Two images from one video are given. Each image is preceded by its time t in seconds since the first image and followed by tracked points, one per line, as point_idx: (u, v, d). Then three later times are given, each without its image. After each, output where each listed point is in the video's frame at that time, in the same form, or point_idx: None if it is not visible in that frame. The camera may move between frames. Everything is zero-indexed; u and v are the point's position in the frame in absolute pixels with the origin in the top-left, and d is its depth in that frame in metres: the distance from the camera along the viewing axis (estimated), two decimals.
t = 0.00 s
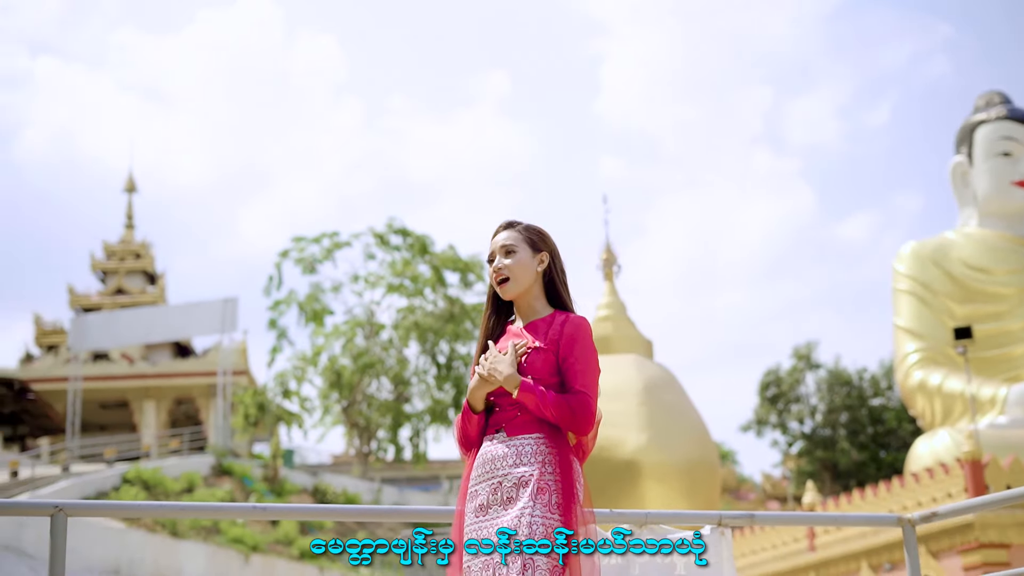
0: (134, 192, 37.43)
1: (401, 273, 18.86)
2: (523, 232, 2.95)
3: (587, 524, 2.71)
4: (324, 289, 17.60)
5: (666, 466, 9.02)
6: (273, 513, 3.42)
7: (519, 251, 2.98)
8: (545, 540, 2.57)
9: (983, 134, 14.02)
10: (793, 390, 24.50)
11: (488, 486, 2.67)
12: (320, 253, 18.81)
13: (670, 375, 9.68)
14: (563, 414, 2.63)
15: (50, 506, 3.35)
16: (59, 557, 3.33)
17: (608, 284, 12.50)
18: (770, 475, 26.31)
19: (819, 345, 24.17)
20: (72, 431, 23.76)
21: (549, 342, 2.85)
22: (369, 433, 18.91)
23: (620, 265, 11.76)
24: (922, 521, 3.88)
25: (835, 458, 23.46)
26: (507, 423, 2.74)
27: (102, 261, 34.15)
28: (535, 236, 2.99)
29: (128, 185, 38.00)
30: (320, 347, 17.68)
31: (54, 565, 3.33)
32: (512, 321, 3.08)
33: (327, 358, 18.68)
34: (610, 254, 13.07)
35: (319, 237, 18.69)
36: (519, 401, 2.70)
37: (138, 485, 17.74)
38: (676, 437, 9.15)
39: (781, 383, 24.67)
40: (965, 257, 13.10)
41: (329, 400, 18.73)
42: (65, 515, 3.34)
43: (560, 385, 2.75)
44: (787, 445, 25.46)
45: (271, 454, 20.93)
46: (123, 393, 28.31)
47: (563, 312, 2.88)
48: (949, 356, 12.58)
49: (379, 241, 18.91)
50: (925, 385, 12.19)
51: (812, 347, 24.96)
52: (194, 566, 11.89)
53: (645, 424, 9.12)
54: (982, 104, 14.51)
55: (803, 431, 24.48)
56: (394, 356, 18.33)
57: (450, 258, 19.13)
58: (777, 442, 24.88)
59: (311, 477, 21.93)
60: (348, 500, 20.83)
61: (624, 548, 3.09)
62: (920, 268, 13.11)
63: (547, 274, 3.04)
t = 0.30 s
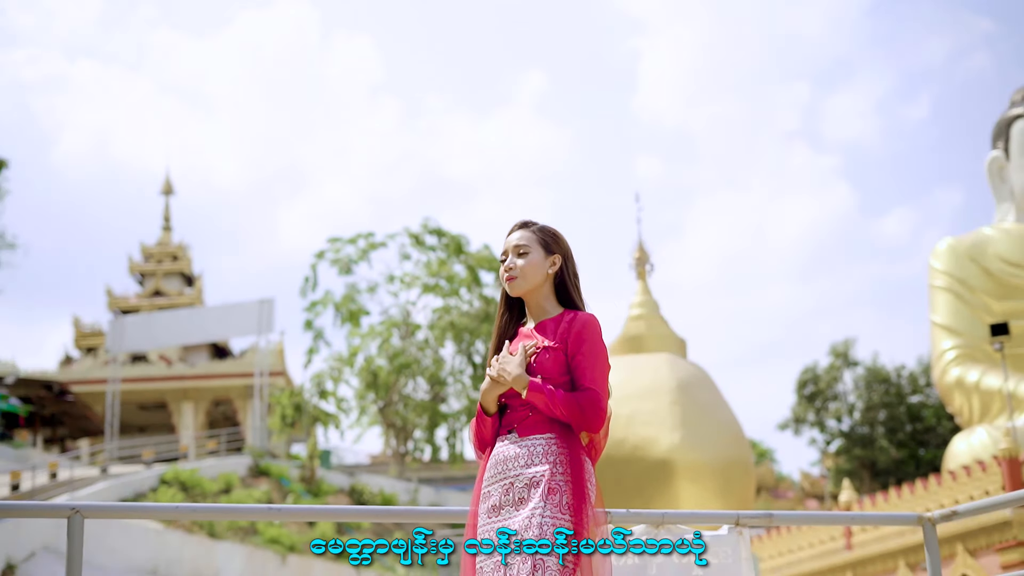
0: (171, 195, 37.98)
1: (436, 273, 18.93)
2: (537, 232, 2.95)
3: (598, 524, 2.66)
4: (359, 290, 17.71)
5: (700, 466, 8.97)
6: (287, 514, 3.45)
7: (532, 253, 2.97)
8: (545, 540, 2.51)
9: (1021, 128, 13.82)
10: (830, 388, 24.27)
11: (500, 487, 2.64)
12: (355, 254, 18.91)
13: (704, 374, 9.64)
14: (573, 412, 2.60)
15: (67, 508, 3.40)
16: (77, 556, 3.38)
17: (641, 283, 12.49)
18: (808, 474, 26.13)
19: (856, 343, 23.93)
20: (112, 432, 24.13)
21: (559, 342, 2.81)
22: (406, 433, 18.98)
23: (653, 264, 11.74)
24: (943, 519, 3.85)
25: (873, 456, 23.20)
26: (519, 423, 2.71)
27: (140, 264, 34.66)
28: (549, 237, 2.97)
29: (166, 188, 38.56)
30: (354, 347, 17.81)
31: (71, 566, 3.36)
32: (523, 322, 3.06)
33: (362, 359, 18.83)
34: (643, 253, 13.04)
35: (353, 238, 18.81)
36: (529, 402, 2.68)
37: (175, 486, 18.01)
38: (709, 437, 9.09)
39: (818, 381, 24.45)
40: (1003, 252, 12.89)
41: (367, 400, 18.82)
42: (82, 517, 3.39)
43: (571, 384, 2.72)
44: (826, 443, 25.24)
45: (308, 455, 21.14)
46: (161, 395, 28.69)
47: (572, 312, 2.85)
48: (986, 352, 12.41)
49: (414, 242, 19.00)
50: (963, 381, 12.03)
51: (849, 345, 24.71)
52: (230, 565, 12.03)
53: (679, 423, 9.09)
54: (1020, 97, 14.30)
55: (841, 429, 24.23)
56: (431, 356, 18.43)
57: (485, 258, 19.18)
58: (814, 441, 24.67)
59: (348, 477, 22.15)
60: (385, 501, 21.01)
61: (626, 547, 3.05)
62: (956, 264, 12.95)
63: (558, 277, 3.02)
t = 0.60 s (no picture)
0: (205, 198, 38.43)
1: (469, 273, 18.97)
2: (545, 240, 2.87)
3: (601, 527, 2.58)
4: (392, 290, 17.77)
5: (730, 466, 8.93)
6: (299, 518, 3.45)
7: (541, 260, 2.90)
8: (545, 539, 2.46)
9: None
10: (866, 386, 24.05)
11: (506, 491, 2.61)
12: (388, 254, 18.96)
13: (735, 372, 9.60)
14: (576, 414, 2.54)
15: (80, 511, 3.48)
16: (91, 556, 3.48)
17: (672, 282, 12.45)
18: (845, 471, 25.97)
19: (892, 340, 23.70)
20: (148, 433, 24.43)
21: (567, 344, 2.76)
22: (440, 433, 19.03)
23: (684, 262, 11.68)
24: (958, 520, 3.83)
25: (909, 454, 22.96)
26: (526, 426, 2.67)
27: (175, 266, 35.09)
28: (558, 243, 2.89)
29: (201, 190, 38.98)
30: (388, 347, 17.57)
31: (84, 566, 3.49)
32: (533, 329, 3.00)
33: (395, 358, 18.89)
34: (673, 251, 12.99)
35: (387, 239, 18.61)
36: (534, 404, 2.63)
37: (210, 487, 18.22)
38: (739, 436, 9.04)
39: (854, 378, 24.23)
40: None
41: (401, 400, 18.89)
42: (94, 520, 3.46)
43: (576, 386, 2.66)
44: (862, 441, 25.02)
45: (343, 455, 21.34)
46: (196, 396, 29.00)
47: (580, 315, 2.78)
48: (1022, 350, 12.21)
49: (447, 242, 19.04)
50: (998, 379, 11.85)
51: (885, 342, 24.47)
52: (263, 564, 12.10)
53: (709, 422, 9.04)
54: None
55: (877, 427, 24.02)
56: (465, 356, 18.45)
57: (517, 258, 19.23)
58: (850, 438, 24.47)
59: (383, 477, 22.33)
60: (419, 501, 21.13)
61: (626, 547, 2.99)
62: (991, 261, 12.77)
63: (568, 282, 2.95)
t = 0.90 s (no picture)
0: (234, 200, 38.79)
1: (498, 273, 19.01)
2: (552, 246, 2.85)
3: (603, 528, 2.53)
4: (421, 291, 17.80)
5: (757, 465, 8.87)
6: (307, 523, 3.38)
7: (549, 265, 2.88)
8: (545, 540, 2.43)
9: None
10: (897, 384, 23.84)
11: (511, 496, 2.57)
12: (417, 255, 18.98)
13: (763, 371, 9.57)
14: (579, 419, 2.49)
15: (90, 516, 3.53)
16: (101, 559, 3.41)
17: (699, 281, 12.41)
18: (876, 469, 25.85)
19: (924, 337, 23.47)
20: (179, 435, 24.66)
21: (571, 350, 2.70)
22: (470, 432, 19.08)
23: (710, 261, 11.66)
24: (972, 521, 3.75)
25: (941, 452, 22.70)
26: (531, 431, 2.63)
27: (206, 268, 35.45)
28: (566, 249, 2.87)
29: (230, 192, 39.38)
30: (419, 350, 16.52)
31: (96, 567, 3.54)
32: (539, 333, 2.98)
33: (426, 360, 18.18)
34: (700, 250, 12.96)
35: (417, 240, 17.48)
36: (538, 409, 2.59)
37: (241, 488, 18.37)
38: (766, 436, 8.99)
39: (885, 376, 24.03)
40: None
41: (430, 400, 18.95)
42: (104, 526, 3.51)
43: (580, 392, 2.60)
44: (894, 439, 24.78)
45: (372, 456, 21.50)
46: (227, 397, 29.24)
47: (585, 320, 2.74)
48: None
49: (476, 242, 19.10)
50: None
51: (916, 340, 24.23)
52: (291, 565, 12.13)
53: (735, 422, 8.99)
54: None
55: (909, 425, 23.79)
56: (493, 356, 18.45)
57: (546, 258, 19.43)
58: (881, 436, 24.26)
59: (412, 477, 22.46)
60: (449, 501, 21.31)
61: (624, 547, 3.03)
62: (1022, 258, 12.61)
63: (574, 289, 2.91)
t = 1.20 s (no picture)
0: (259, 201, 39.08)
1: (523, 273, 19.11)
2: (556, 251, 2.84)
3: (603, 528, 2.52)
4: (445, 291, 17.83)
5: (779, 464, 8.83)
6: (313, 525, 3.32)
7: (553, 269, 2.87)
8: (544, 540, 2.41)
9: None
10: (924, 382, 23.66)
11: (512, 499, 2.54)
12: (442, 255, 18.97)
13: (786, 370, 9.55)
14: (581, 424, 2.46)
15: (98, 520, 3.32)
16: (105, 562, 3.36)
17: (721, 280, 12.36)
18: (904, 468, 25.65)
19: (952, 335, 23.27)
20: (206, 436, 24.86)
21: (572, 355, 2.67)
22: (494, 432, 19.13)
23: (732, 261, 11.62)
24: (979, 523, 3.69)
25: (970, 450, 22.50)
26: (532, 436, 2.60)
27: (231, 269, 35.71)
28: (569, 254, 2.87)
29: (254, 193, 39.67)
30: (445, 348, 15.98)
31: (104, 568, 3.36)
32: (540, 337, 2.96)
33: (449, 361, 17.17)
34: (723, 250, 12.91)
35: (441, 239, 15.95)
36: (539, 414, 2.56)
37: (266, 489, 18.52)
38: (789, 435, 8.96)
39: (912, 374, 23.87)
40: None
41: (454, 401, 18.99)
42: (112, 531, 3.31)
43: (582, 397, 2.57)
44: (921, 438, 24.59)
45: (397, 456, 21.65)
46: (253, 398, 29.42)
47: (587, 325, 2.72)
48: None
49: (500, 242, 19.15)
50: None
51: (944, 337, 24.03)
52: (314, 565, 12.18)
53: (757, 421, 8.97)
54: None
55: (937, 423, 23.60)
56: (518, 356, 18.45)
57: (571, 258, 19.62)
58: (909, 435, 24.08)
59: (437, 477, 22.58)
60: (474, 502, 21.43)
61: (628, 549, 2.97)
62: None
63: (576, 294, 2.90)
